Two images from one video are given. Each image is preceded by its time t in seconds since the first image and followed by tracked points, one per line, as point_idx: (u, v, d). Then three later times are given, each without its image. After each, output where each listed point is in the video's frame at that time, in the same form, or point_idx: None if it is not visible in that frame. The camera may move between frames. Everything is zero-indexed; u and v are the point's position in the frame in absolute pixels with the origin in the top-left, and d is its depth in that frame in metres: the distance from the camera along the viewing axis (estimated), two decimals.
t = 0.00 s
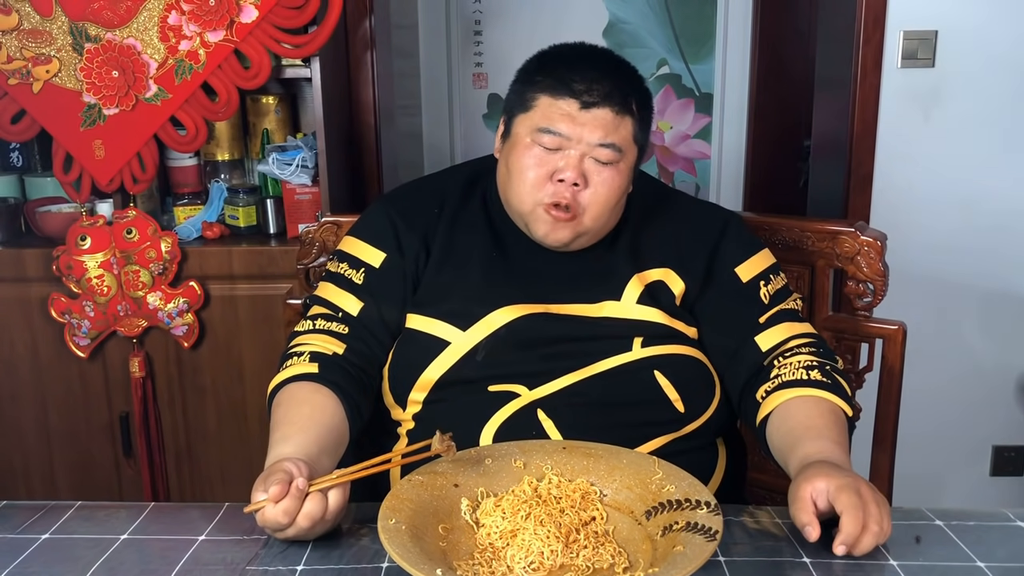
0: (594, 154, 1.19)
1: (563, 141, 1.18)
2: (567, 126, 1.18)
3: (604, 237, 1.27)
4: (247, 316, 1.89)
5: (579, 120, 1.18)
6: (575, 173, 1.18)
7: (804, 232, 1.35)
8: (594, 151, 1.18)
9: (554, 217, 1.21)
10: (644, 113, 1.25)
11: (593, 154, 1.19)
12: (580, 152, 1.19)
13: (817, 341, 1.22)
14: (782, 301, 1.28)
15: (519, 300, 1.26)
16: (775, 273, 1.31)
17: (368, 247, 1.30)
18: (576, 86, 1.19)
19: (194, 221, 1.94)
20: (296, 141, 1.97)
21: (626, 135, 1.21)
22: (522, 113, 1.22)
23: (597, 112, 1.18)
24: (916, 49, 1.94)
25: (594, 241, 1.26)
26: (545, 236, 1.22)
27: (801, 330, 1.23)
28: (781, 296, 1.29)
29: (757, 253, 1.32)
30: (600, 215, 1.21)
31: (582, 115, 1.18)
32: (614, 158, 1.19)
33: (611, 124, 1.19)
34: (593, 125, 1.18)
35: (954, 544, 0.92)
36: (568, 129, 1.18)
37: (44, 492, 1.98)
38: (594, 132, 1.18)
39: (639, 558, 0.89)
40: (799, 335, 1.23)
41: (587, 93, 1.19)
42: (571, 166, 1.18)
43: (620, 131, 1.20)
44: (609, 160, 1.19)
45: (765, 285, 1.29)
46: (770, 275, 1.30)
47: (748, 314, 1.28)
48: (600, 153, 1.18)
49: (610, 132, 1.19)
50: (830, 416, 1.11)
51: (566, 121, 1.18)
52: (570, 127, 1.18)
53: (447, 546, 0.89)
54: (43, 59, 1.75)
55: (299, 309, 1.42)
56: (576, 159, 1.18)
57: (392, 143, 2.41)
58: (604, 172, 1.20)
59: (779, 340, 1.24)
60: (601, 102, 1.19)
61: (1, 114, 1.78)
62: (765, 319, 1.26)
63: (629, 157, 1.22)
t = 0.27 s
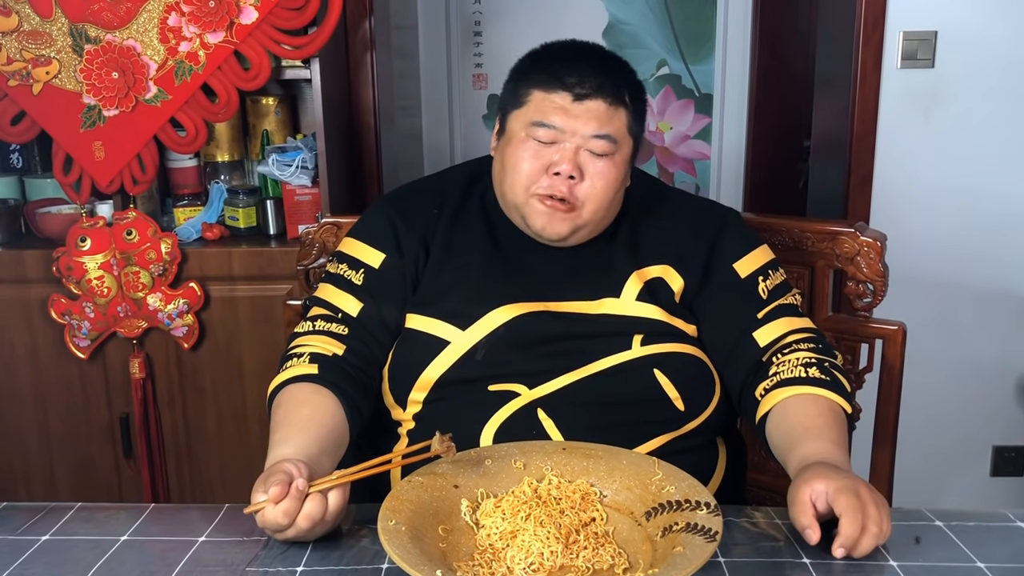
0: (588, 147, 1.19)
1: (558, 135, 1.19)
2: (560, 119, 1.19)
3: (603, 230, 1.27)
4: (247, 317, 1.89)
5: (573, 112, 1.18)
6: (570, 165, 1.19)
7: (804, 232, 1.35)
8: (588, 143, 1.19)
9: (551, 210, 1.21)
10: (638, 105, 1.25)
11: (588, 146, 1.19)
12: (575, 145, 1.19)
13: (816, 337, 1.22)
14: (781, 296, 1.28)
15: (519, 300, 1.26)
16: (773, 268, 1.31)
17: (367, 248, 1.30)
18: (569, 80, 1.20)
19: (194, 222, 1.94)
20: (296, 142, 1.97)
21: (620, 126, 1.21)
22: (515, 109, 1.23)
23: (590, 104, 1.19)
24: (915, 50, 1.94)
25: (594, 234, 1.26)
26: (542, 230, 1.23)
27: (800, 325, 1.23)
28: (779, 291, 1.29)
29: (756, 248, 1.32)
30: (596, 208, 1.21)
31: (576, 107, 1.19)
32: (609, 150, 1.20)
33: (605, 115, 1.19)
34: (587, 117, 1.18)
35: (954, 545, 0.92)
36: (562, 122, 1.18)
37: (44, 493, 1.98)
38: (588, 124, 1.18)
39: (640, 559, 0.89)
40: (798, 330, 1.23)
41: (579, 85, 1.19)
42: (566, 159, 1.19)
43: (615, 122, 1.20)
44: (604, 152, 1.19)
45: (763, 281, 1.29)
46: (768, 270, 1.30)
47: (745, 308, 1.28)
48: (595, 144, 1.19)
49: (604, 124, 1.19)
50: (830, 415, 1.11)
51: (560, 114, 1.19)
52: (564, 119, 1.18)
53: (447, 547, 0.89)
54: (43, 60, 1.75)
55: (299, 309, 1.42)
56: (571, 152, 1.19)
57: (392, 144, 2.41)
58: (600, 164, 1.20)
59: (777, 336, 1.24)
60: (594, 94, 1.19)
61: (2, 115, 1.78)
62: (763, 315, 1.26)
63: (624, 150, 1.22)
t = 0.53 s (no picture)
0: (582, 140, 1.20)
1: (551, 129, 1.20)
2: (553, 114, 1.20)
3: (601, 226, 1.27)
4: (247, 319, 1.89)
5: (565, 106, 1.20)
6: (565, 159, 1.19)
7: (804, 233, 1.35)
8: (582, 136, 1.20)
9: (548, 206, 1.21)
10: (631, 98, 1.26)
11: (581, 139, 1.20)
12: (568, 139, 1.20)
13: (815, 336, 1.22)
14: (781, 294, 1.28)
15: (518, 301, 1.26)
16: (773, 267, 1.31)
17: (366, 250, 1.30)
18: (560, 76, 1.21)
19: (193, 224, 1.94)
20: (295, 143, 1.97)
21: (614, 118, 1.22)
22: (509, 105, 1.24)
23: (582, 97, 1.20)
24: (915, 50, 1.94)
25: (594, 233, 1.26)
26: (540, 227, 1.23)
27: (800, 324, 1.23)
28: (779, 290, 1.29)
29: (755, 248, 1.32)
30: (593, 202, 1.22)
31: (568, 101, 1.20)
32: (603, 143, 1.20)
33: (597, 107, 1.20)
34: (579, 110, 1.19)
35: (954, 546, 0.92)
36: (555, 115, 1.20)
37: (44, 495, 1.98)
38: (580, 116, 1.19)
39: (640, 560, 0.89)
40: (797, 329, 1.23)
41: (570, 78, 1.21)
42: (560, 153, 1.19)
43: (608, 114, 1.21)
44: (598, 144, 1.20)
45: (762, 280, 1.29)
46: (768, 269, 1.30)
47: (745, 308, 1.28)
48: (589, 137, 1.20)
49: (597, 116, 1.20)
50: (830, 415, 1.11)
51: (552, 108, 1.20)
52: (556, 114, 1.20)
53: (447, 548, 0.89)
54: (43, 62, 1.75)
55: (299, 311, 1.42)
56: (565, 145, 1.20)
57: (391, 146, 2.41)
58: (594, 157, 1.20)
59: (776, 334, 1.23)
60: (586, 87, 1.21)
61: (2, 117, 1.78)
62: (762, 314, 1.26)
63: (618, 143, 1.23)
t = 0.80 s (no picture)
0: (576, 131, 1.20)
1: (545, 123, 1.21)
2: (546, 107, 1.21)
3: (600, 220, 1.27)
4: (248, 319, 1.89)
5: (558, 100, 1.21)
6: (560, 149, 1.20)
7: (805, 233, 1.35)
8: (576, 128, 1.20)
9: (545, 197, 1.21)
10: (623, 89, 1.26)
11: (575, 131, 1.20)
12: (562, 131, 1.21)
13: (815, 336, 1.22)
14: (782, 295, 1.28)
15: (519, 302, 1.26)
16: (773, 268, 1.31)
17: (367, 252, 1.30)
18: (553, 71, 1.22)
19: (194, 224, 1.94)
20: (296, 144, 1.98)
21: (607, 111, 1.23)
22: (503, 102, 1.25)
23: (574, 90, 1.21)
24: (916, 50, 1.94)
25: (591, 222, 1.26)
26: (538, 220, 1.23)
27: (800, 325, 1.23)
28: (780, 290, 1.28)
29: (756, 248, 1.32)
30: (590, 192, 1.21)
31: (560, 95, 1.21)
32: (597, 134, 1.21)
33: (590, 100, 1.21)
34: (572, 103, 1.20)
35: (955, 546, 0.92)
36: (548, 109, 1.21)
37: (46, 495, 1.98)
38: (573, 109, 1.20)
39: (641, 560, 0.89)
40: (798, 330, 1.23)
41: (562, 72, 1.22)
42: (555, 144, 1.20)
43: (601, 107, 1.22)
44: (592, 135, 1.21)
45: (763, 280, 1.29)
46: (768, 270, 1.30)
47: (745, 309, 1.28)
48: (583, 128, 1.20)
49: (590, 108, 1.21)
50: (830, 415, 1.11)
51: (545, 102, 1.21)
52: (550, 107, 1.21)
53: (448, 548, 0.89)
54: (44, 62, 1.75)
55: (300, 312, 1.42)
56: (559, 137, 1.20)
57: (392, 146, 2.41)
58: (589, 147, 1.20)
59: (776, 335, 1.23)
60: (578, 80, 1.22)
61: (3, 118, 1.78)
62: (763, 315, 1.26)
63: (614, 134, 1.23)
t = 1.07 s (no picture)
0: (565, 116, 1.22)
1: (533, 110, 1.22)
2: (533, 94, 1.22)
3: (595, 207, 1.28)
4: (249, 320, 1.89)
5: (544, 86, 1.22)
6: (550, 135, 1.21)
7: (806, 234, 1.35)
8: (564, 112, 1.22)
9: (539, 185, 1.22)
10: (610, 74, 1.27)
11: (564, 115, 1.22)
12: (551, 117, 1.22)
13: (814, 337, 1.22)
14: (782, 296, 1.28)
15: (519, 302, 1.26)
16: (773, 268, 1.31)
17: (369, 254, 1.30)
18: (537, 60, 1.24)
19: (194, 224, 1.94)
20: (297, 144, 1.98)
21: (595, 93, 1.24)
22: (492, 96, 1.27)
23: (559, 75, 1.23)
24: (916, 51, 1.94)
25: (587, 212, 1.27)
26: (534, 208, 1.24)
27: (800, 325, 1.23)
28: (780, 291, 1.28)
29: (756, 248, 1.32)
30: (583, 176, 1.23)
31: (546, 80, 1.22)
32: (586, 116, 1.22)
33: (575, 82, 1.23)
34: (558, 87, 1.22)
35: (955, 546, 0.92)
36: (534, 95, 1.22)
37: (47, 495, 1.99)
38: (559, 93, 1.22)
39: (641, 560, 0.89)
40: (798, 330, 1.23)
41: (547, 61, 1.24)
42: (545, 130, 1.21)
43: (588, 89, 1.23)
44: (581, 118, 1.22)
45: (763, 281, 1.29)
46: (768, 270, 1.30)
47: (745, 309, 1.28)
48: (571, 112, 1.22)
49: (576, 90, 1.22)
50: (830, 415, 1.11)
51: (532, 89, 1.22)
52: (536, 94, 1.22)
53: (449, 548, 0.89)
54: (45, 62, 1.75)
55: (300, 311, 1.42)
56: (548, 123, 1.22)
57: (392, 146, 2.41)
58: (579, 131, 1.22)
59: (777, 335, 1.23)
60: (563, 66, 1.23)
61: (4, 117, 1.78)
62: (763, 316, 1.26)
63: (602, 115, 1.24)
